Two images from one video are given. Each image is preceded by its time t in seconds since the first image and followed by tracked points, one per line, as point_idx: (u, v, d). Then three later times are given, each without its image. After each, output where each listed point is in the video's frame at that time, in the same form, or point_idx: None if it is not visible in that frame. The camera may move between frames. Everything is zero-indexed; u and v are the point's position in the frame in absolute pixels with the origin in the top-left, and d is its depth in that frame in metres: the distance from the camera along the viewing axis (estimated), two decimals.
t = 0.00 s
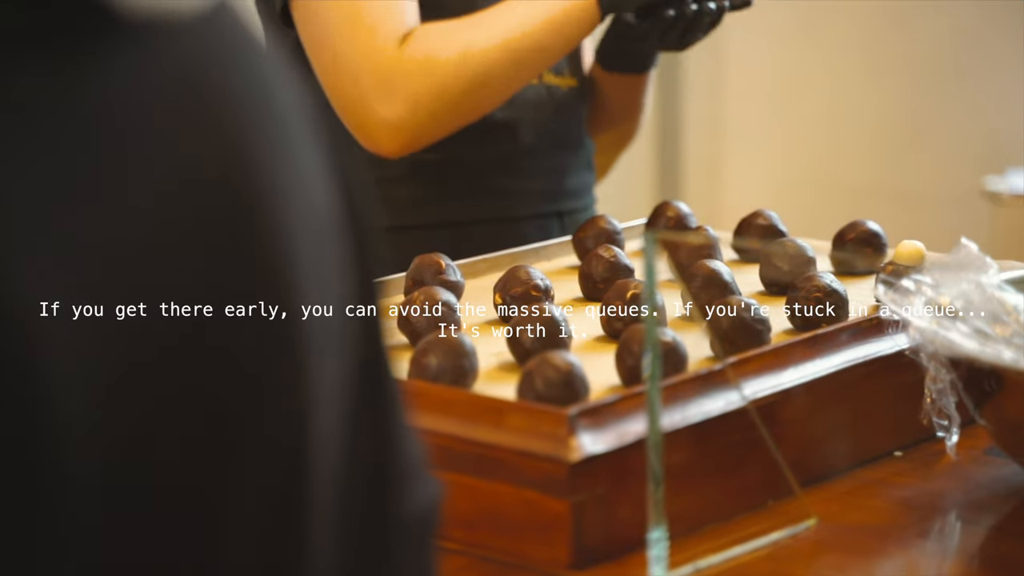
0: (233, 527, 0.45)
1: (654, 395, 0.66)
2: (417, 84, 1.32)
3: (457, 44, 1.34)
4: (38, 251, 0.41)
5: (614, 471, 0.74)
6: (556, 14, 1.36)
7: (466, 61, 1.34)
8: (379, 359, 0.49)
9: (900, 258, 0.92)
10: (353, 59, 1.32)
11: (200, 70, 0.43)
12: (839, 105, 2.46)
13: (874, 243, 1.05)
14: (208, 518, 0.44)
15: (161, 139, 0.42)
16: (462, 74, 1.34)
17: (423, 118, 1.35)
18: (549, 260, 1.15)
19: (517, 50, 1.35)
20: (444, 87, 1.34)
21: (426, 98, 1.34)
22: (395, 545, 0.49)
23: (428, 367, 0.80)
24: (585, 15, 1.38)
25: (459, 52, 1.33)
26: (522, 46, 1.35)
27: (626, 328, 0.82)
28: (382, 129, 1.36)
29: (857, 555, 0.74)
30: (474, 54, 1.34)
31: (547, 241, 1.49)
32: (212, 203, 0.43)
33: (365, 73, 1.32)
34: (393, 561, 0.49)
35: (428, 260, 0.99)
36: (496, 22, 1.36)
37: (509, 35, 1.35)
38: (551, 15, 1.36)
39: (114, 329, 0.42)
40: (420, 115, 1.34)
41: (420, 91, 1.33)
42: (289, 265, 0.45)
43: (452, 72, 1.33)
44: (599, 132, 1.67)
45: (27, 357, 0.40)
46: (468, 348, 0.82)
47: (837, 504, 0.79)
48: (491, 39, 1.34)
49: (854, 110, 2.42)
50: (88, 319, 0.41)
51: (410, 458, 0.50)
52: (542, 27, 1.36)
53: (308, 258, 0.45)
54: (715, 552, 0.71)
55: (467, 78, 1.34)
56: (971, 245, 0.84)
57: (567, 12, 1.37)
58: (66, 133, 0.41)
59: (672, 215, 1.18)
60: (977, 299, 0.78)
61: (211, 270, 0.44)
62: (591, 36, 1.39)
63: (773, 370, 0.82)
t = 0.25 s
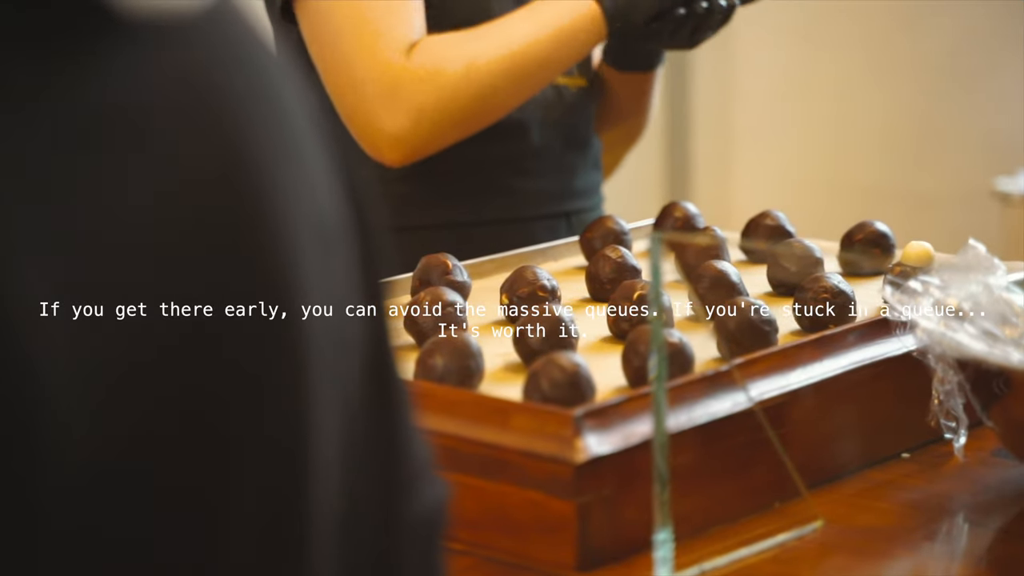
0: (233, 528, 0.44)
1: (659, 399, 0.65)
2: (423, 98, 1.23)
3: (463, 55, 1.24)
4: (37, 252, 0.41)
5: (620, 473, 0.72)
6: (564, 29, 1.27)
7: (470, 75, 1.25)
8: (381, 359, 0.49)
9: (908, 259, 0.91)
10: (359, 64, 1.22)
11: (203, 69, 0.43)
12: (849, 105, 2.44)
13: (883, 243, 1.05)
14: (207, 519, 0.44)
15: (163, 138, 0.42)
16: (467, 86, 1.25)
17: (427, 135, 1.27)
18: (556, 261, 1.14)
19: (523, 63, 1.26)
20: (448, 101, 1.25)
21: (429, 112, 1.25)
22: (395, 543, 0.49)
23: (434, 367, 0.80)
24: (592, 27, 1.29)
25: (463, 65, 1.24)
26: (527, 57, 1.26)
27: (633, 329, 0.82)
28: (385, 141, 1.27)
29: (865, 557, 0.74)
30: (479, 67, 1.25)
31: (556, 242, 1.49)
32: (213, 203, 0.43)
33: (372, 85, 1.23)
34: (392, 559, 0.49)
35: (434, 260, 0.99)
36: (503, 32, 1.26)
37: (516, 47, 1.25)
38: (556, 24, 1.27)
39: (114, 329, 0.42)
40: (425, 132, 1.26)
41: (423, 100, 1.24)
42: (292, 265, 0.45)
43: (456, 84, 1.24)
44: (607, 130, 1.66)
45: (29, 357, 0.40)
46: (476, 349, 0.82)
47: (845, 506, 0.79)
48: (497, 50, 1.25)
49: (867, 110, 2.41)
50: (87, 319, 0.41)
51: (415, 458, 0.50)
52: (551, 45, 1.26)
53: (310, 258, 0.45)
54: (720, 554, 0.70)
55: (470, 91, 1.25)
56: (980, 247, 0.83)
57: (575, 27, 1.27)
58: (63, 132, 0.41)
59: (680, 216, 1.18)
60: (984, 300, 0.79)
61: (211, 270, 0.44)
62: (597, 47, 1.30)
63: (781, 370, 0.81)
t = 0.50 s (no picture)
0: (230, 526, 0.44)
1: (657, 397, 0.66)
2: (413, 104, 1.23)
3: (451, 62, 1.25)
4: (37, 254, 0.41)
5: (619, 471, 0.72)
6: (553, 34, 1.28)
7: (458, 82, 1.25)
8: (381, 359, 0.49)
9: (908, 259, 0.91)
10: (351, 69, 1.22)
11: (202, 68, 0.43)
12: (856, 106, 2.43)
13: (883, 243, 1.05)
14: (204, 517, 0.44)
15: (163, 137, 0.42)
16: (454, 93, 1.25)
17: (414, 140, 1.28)
18: (556, 260, 1.14)
19: (511, 71, 1.27)
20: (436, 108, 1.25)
21: (416, 118, 1.25)
22: (391, 541, 0.49)
23: (432, 366, 0.80)
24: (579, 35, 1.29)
25: (450, 73, 1.24)
26: (514, 64, 1.26)
27: (631, 329, 0.82)
28: (373, 145, 1.28)
29: (862, 556, 0.74)
30: (467, 74, 1.25)
31: (555, 241, 1.49)
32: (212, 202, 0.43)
33: (364, 91, 1.23)
34: (386, 556, 0.49)
35: (434, 259, 0.99)
36: (490, 37, 1.27)
37: (502, 53, 1.26)
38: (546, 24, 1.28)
39: (115, 329, 0.42)
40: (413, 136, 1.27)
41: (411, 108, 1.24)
42: (286, 263, 0.44)
43: (444, 91, 1.24)
44: (608, 130, 1.66)
45: (31, 358, 0.41)
46: (474, 347, 0.82)
47: (842, 506, 0.79)
48: (484, 55, 1.26)
49: (872, 110, 2.41)
50: (87, 320, 0.42)
51: (414, 458, 0.50)
52: (539, 55, 1.27)
53: (308, 259, 0.45)
54: (717, 553, 0.70)
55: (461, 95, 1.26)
56: (980, 246, 0.82)
57: (561, 34, 1.28)
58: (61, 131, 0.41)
59: (679, 215, 1.17)
60: (984, 299, 0.78)
61: (211, 270, 0.44)
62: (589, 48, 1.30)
63: (779, 370, 0.81)
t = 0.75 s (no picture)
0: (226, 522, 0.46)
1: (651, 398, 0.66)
2: (406, 110, 1.24)
3: (453, 77, 1.26)
4: (36, 256, 0.43)
5: (613, 471, 0.72)
6: (557, 61, 1.29)
7: (458, 96, 1.26)
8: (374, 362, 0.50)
9: (903, 259, 0.91)
10: (344, 73, 1.22)
11: (197, 79, 0.45)
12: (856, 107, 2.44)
13: (878, 243, 1.04)
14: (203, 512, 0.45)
15: (162, 143, 0.44)
16: (457, 109, 1.26)
17: (407, 149, 1.28)
18: (551, 260, 1.14)
19: (514, 89, 1.28)
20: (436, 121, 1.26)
21: (412, 127, 1.26)
22: (387, 548, 0.50)
23: (426, 366, 0.80)
24: (590, 65, 1.32)
25: (450, 86, 1.26)
26: (520, 85, 1.28)
27: (626, 329, 0.82)
28: (364, 148, 1.28)
29: (856, 556, 0.74)
30: (468, 90, 1.27)
31: (550, 241, 1.49)
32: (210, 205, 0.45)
33: (357, 95, 1.23)
34: (379, 559, 0.50)
35: (429, 258, 0.99)
36: (498, 57, 1.28)
37: (509, 74, 1.28)
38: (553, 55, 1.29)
39: (115, 330, 0.44)
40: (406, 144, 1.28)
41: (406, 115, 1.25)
42: (276, 263, 0.46)
43: (445, 105, 1.26)
44: (604, 130, 1.66)
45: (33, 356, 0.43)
46: (468, 348, 0.82)
47: (838, 506, 0.79)
48: (485, 75, 1.27)
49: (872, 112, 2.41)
50: (87, 320, 0.44)
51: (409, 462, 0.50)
52: (545, 78, 1.29)
53: (300, 263, 0.47)
54: (711, 554, 0.71)
55: (457, 114, 1.27)
56: (974, 247, 0.83)
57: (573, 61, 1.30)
58: (57, 135, 0.42)
59: (675, 215, 1.17)
60: (979, 300, 0.78)
61: (211, 271, 0.45)
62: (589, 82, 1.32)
63: (773, 371, 0.81)
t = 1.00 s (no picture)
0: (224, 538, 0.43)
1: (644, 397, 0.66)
2: (375, 107, 1.23)
3: (422, 71, 1.25)
4: (35, 255, 0.39)
5: (606, 473, 0.72)
6: (530, 52, 1.29)
7: (428, 92, 1.25)
8: (371, 364, 0.47)
9: (896, 260, 0.91)
10: (319, 70, 1.22)
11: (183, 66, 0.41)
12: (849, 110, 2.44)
13: (872, 244, 1.05)
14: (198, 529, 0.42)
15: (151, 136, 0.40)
16: (425, 105, 1.25)
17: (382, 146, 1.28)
18: (544, 260, 1.14)
19: (483, 84, 1.27)
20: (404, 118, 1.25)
21: (382, 123, 1.25)
22: (380, 558, 0.47)
23: (419, 367, 0.80)
24: (568, 57, 1.31)
25: (417, 81, 1.24)
26: (489, 80, 1.27)
27: (619, 330, 0.82)
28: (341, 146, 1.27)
29: (848, 557, 0.74)
30: (436, 86, 1.26)
31: (544, 241, 1.49)
32: (203, 201, 0.41)
33: (324, 93, 1.22)
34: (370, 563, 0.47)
35: (422, 259, 0.99)
36: (468, 54, 1.28)
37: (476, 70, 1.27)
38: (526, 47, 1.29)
39: (114, 330, 0.41)
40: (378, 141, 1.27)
41: (378, 111, 1.24)
42: (267, 264, 0.42)
43: (413, 101, 1.25)
44: (598, 130, 1.66)
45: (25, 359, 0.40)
46: (461, 348, 0.82)
47: (829, 507, 0.79)
48: (457, 71, 1.26)
49: (867, 114, 2.41)
50: (87, 320, 0.40)
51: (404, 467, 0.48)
52: (517, 74, 1.28)
53: (296, 261, 0.43)
54: (704, 555, 0.71)
55: (425, 111, 1.26)
56: (967, 249, 0.83)
57: (545, 56, 1.29)
58: (53, 131, 0.39)
59: (669, 216, 1.17)
60: (971, 301, 0.78)
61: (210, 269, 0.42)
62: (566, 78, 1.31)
63: (767, 371, 0.81)
